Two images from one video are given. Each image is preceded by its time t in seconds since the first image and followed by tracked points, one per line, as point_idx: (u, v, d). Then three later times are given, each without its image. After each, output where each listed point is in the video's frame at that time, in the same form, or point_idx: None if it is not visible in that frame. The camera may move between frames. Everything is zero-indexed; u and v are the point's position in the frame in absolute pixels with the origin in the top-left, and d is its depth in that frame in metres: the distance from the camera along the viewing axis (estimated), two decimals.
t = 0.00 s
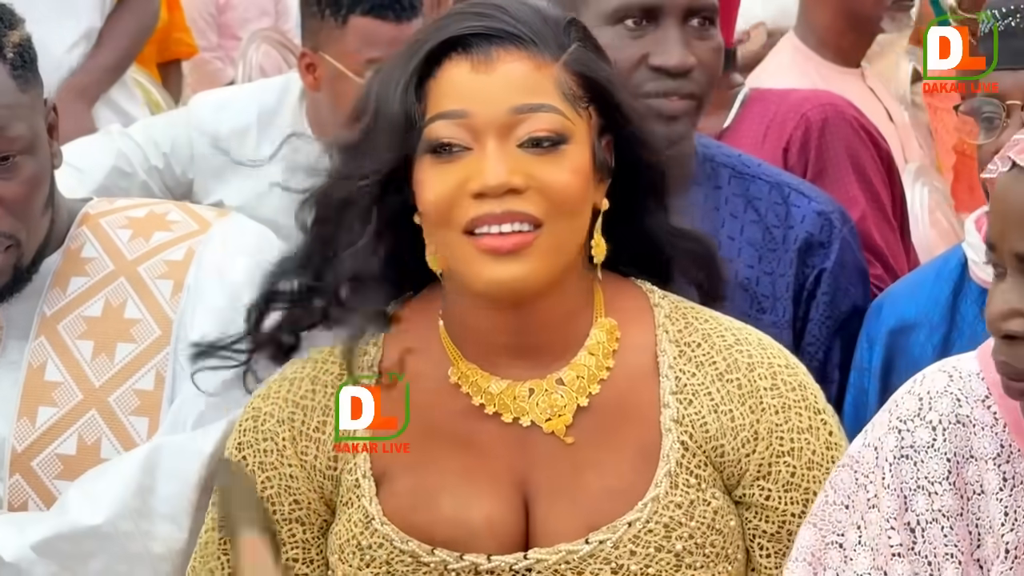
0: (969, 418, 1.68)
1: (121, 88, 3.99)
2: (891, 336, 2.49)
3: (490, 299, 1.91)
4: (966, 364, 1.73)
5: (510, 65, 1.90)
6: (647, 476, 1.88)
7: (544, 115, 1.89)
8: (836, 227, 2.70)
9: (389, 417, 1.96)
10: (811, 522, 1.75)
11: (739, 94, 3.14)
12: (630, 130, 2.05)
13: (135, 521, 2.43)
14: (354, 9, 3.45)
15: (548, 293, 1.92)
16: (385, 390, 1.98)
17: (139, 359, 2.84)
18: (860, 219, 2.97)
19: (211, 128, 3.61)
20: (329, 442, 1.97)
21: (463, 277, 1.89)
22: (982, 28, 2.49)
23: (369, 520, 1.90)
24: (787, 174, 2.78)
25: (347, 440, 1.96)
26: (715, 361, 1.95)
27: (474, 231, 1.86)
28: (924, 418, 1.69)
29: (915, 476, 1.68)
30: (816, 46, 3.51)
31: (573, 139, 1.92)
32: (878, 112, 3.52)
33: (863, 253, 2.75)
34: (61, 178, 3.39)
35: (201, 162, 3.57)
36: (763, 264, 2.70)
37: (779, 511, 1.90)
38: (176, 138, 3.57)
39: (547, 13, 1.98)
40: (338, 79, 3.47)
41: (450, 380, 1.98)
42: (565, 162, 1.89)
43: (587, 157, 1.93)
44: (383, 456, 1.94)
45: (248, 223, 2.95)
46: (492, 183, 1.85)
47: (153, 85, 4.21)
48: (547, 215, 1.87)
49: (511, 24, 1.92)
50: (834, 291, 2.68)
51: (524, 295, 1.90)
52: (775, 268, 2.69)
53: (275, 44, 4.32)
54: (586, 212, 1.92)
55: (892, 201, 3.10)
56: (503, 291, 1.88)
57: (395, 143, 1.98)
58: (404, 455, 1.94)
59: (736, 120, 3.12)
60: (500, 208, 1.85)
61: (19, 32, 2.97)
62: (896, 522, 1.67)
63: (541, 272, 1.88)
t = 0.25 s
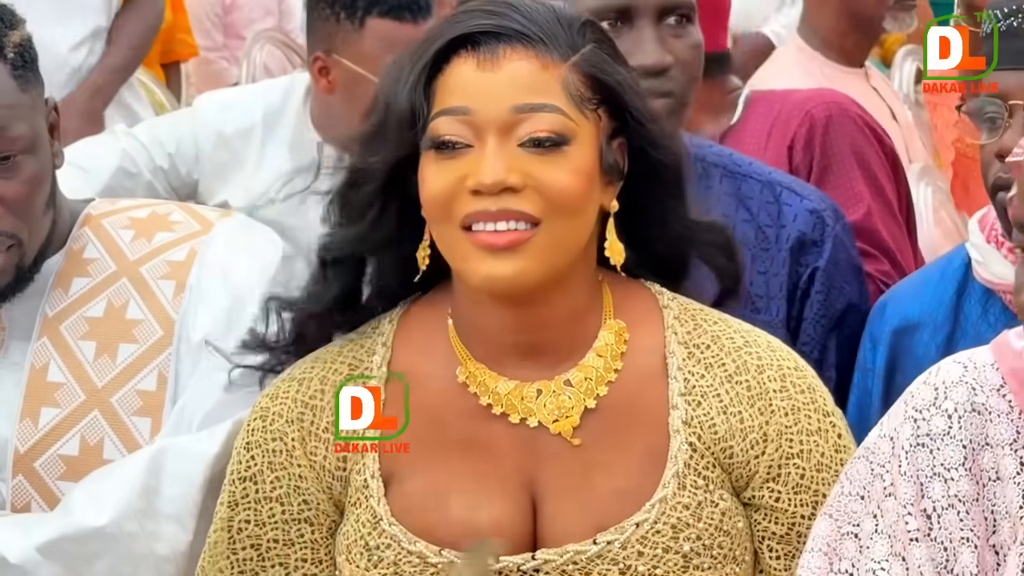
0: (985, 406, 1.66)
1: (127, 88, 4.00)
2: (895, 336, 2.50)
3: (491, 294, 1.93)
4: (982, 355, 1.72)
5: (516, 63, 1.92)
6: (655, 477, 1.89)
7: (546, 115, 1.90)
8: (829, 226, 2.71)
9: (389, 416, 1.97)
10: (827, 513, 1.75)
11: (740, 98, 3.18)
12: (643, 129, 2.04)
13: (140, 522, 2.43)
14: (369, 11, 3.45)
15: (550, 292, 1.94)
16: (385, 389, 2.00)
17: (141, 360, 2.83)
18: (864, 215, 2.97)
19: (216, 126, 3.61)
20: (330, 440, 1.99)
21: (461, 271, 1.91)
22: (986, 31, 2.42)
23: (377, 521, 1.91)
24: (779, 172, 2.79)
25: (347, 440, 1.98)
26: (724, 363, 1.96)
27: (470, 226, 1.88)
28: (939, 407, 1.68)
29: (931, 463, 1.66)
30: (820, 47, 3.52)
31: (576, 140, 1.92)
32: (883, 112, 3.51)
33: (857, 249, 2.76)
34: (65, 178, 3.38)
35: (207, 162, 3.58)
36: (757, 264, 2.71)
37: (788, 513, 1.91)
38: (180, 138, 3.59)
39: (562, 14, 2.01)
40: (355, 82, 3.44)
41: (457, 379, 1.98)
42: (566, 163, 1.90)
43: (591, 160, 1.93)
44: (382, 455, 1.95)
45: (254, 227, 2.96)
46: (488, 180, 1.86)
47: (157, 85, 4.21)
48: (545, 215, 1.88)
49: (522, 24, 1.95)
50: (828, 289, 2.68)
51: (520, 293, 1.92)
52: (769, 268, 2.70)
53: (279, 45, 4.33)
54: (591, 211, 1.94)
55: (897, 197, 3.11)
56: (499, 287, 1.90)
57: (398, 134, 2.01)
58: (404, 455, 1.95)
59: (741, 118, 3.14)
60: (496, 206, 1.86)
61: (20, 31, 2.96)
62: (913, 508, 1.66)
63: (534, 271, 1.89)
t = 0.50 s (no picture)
0: (997, 395, 1.67)
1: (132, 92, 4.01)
2: (900, 337, 2.51)
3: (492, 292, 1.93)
4: (993, 349, 1.72)
5: (514, 62, 1.91)
6: (663, 478, 1.88)
7: (543, 114, 1.89)
8: (818, 223, 2.73)
9: (388, 416, 1.97)
10: (840, 506, 1.75)
11: (750, 96, 3.17)
12: (651, 128, 2.04)
13: (145, 525, 2.43)
14: (379, 14, 3.43)
15: (551, 290, 1.93)
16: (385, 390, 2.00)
17: (144, 362, 2.83)
18: (871, 222, 2.98)
19: (221, 126, 3.61)
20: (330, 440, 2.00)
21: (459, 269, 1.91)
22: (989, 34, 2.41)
23: (387, 517, 1.90)
24: (767, 171, 2.81)
25: (349, 440, 1.99)
26: (734, 365, 1.96)
27: (467, 223, 1.89)
28: (952, 397, 1.69)
29: (944, 452, 1.66)
30: (825, 47, 3.52)
31: (575, 139, 1.91)
32: (888, 114, 3.53)
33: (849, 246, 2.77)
34: (71, 181, 3.39)
35: (212, 163, 3.60)
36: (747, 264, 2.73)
37: (797, 516, 1.91)
38: (185, 138, 3.59)
39: (566, 13, 2.00)
40: (362, 85, 3.46)
41: (467, 377, 1.98)
42: (564, 161, 1.89)
43: (591, 158, 1.92)
44: (382, 455, 1.95)
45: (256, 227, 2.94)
46: (482, 178, 1.86)
47: (162, 88, 4.22)
48: (542, 212, 1.87)
49: (523, 23, 1.94)
50: (818, 288, 2.71)
51: (516, 291, 1.91)
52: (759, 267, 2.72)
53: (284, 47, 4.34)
54: (593, 209, 1.92)
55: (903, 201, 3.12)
56: (496, 284, 1.89)
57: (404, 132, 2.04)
58: (404, 455, 1.95)
59: (747, 123, 3.15)
60: (490, 204, 1.86)
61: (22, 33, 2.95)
62: (926, 496, 1.66)
63: (529, 269, 1.88)
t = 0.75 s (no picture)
0: (995, 395, 1.67)
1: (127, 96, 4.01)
2: (899, 339, 2.51)
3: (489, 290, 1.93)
4: (989, 354, 1.73)
5: (511, 61, 1.91)
6: (662, 479, 1.88)
7: (538, 113, 1.89)
8: (801, 222, 2.80)
9: (389, 416, 1.98)
10: (840, 509, 1.75)
11: (756, 98, 3.20)
12: (649, 128, 2.03)
13: (141, 528, 2.42)
14: (375, 16, 3.44)
15: (548, 289, 1.93)
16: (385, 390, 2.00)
17: (140, 364, 2.82)
18: (873, 225, 3.06)
19: (220, 128, 3.61)
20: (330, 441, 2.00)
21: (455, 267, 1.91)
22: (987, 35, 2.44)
23: (388, 515, 1.90)
24: (750, 171, 2.88)
25: (350, 440, 1.99)
26: (733, 366, 1.96)
27: (462, 222, 1.88)
28: (950, 398, 1.69)
29: (943, 451, 1.66)
30: (826, 49, 3.52)
31: (570, 138, 1.90)
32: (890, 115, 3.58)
33: (832, 245, 2.83)
34: (70, 185, 3.37)
35: (210, 165, 3.60)
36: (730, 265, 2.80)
37: (795, 520, 1.90)
38: (184, 140, 3.60)
39: (565, 12, 2.00)
40: (360, 85, 3.46)
41: (466, 377, 1.98)
42: (560, 161, 1.89)
43: (587, 157, 1.92)
44: (382, 455, 1.95)
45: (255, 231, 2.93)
46: (477, 177, 1.86)
47: (160, 90, 4.21)
48: (536, 212, 1.87)
49: (520, 22, 1.94)
50: (803, 287, 2.78)
51: (513, 289, 1.91)
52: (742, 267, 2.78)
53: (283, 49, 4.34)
54: (586, 209, 1.92)
55: (907, 205, 3.19)
56: (491, 284, 1.89)
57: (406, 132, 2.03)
58: (404, 454, 1.96)
59: (752, 125, 3.21)
60: (485, 203, 1.86)
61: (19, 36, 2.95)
62: (926, 495, 1.66)
63: (523, 268, 1.88)
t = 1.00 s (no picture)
0: (1000, 402, 1.66)
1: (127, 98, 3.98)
2: (901, 344, 2.52)
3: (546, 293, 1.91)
4: (993, 359, 1.73)
5: (590, 60, 1.93)
6: (667, 477, 1.88)
7: (622, 110, 1.92)
8: (785, 223, 2.80)
9: (389, 417, 1.98)
10: (844, 517, 1.75)
11: (755, 103, 3.21)
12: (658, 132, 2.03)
13: (140, 533, 2.41)
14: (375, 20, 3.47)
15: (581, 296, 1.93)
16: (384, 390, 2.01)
17: (141, 368, 2.81)
18: (873, 231, 3.06)
19: (222, 134, 3.60)
20: (330, 440, 2.00)
21: (540, 267, 1.86)
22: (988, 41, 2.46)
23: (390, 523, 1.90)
24: (734, 172, 2.88)
25: (348, 440, 1.99)
26: (738, 361, 1.95)
27: (557, 221, 1.85)
28: (954, 406, 1.68)
29: (946, 459, 1.65)
30: (826, 52, 3.52)
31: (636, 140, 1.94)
32: (891, 119, 3.58)
33: (818, 245, 2.85)
34: (70, 190, 3.38)
35: (212, 170, 3.59)
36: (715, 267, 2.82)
37: (802, 513, 1.89)
38: (185, 145, 3.59)
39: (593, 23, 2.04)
40: (362, 91, 3.44)
41: (474, 382, 1.98)
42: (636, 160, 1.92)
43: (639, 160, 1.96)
44: (384, 455, 1.95)
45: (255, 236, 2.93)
46: (591, 171, 1.84)
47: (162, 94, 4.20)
48: (624, 211, 1.88)
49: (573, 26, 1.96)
50: (788, 287, 2.79)
51: (577, 291, 1.90)
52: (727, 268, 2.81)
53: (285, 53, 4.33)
54: (640, 208, 1.93)
55: (907, 209, 3.19)
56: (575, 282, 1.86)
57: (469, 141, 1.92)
58: (404, 454, 1.96)
59: (751, 129, 3.22)
60: (595, 197, 1.85)
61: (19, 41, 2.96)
62: (929, 502, 1.65)
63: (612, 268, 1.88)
